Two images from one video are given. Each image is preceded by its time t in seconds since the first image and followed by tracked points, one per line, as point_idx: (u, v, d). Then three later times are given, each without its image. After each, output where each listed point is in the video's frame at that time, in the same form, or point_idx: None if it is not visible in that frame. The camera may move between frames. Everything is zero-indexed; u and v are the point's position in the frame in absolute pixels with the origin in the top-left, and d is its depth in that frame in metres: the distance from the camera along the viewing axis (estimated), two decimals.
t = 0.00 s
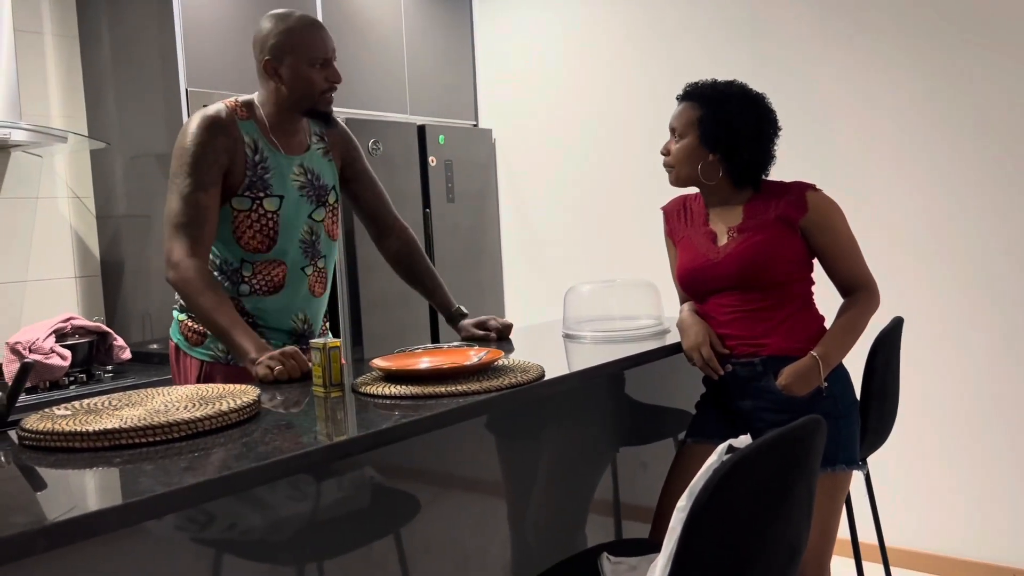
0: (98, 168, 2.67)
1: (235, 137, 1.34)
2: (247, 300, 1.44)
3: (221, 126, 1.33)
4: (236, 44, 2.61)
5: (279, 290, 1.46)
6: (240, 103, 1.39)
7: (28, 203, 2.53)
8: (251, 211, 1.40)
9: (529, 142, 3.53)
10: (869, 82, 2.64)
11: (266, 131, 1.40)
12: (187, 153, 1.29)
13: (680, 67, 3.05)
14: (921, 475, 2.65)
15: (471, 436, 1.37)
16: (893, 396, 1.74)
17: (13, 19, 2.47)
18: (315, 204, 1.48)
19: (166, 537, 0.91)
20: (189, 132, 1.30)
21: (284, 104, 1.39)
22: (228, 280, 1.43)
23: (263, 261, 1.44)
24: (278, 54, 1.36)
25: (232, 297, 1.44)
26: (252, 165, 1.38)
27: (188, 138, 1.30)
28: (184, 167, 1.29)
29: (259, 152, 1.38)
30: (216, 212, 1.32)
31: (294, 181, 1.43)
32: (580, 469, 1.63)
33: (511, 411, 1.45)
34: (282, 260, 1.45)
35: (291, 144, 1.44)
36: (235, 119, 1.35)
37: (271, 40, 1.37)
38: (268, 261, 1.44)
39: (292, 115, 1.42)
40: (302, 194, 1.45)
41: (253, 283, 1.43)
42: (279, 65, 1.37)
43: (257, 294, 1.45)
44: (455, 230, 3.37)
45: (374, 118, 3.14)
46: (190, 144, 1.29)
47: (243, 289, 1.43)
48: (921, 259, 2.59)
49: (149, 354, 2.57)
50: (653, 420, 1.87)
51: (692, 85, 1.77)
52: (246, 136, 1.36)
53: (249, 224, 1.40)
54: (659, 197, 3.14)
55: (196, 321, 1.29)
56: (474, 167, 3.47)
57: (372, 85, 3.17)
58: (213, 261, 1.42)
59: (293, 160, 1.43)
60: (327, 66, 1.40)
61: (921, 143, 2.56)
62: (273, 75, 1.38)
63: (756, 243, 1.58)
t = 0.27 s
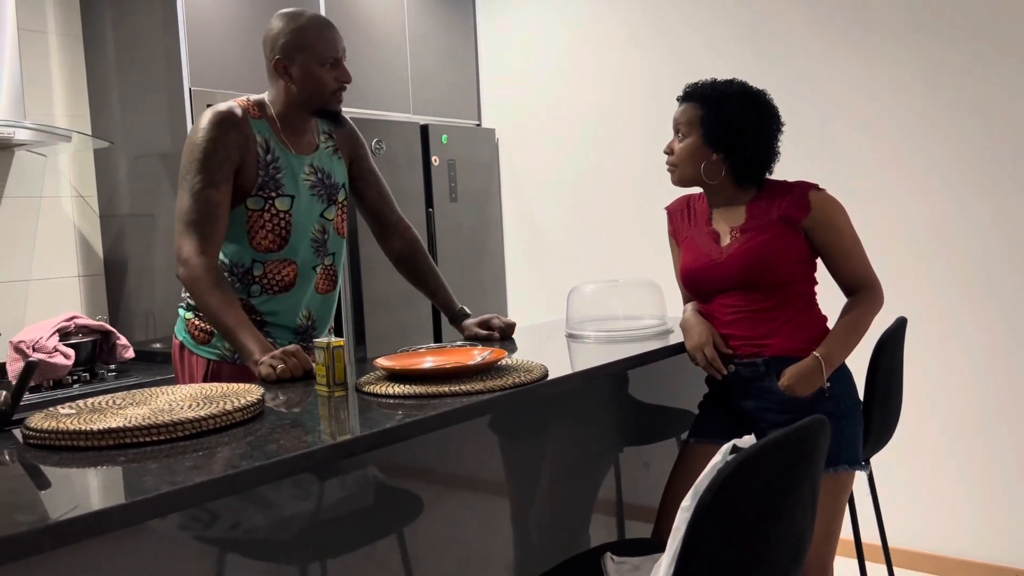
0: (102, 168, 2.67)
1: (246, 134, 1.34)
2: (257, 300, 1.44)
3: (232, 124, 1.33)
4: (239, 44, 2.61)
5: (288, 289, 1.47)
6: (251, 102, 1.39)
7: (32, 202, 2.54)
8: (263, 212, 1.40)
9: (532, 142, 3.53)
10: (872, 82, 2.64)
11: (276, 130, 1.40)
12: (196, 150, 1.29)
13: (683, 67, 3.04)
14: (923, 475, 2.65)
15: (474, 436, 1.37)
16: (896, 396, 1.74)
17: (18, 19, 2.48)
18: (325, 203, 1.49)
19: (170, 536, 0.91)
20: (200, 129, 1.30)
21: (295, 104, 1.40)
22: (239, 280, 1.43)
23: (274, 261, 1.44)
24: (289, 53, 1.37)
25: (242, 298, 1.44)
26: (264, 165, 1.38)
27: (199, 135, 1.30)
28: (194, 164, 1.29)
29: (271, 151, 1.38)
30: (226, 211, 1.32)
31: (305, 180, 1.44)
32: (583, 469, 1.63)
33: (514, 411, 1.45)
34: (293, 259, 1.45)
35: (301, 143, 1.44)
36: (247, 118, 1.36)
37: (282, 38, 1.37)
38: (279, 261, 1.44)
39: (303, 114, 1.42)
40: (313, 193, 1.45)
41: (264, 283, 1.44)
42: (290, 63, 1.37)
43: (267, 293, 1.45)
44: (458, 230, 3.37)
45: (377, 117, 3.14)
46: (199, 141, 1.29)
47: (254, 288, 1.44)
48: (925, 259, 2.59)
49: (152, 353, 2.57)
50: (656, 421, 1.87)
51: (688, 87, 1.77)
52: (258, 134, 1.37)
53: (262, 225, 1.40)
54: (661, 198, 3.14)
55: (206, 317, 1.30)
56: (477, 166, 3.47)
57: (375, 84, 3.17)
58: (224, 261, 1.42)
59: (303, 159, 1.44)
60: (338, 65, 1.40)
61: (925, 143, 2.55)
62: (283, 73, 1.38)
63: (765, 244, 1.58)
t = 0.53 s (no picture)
0: (104, 168, 2.67)
1: (248, 136, 1.35)
2: (260, 301, 1.45)
3: (235, 126, 1.33)
4: (243, 46, 2.62)
5: (292, 290, 1.47)
6: (255, 104, 1.40)
7: (35, 202, 2.54)
8: (266, 213, 1.40)
9: (534, 143, 3.54)
10: (874, 85, 2.64)
11: (278, 130, 1.41)
12: (197, 152, 1.29)
13: (686, 69, 3.05)
14: (925, 477, 2.65)
15: (476, 437, 1.37)
16: (897, 399, 1.74)
17: (22, 19, 2.48)
18: (329, 204, 1.49)
19: (173, 537, 0.91)
20: (202, 131, 1.31)
21: (298, 104, 1.40)
22: (242, 283, 1.43)
23: (278, 262, 1.44)
24: (293, 54, 1.37)
25: (245, 298, 1.44)
26: (267, 166, 1.38)
27: (201, 137, 1.30)
28: (197, 166, 1.29)
29: (274, 153, 1.39)
30: (228, 213, 1.32)
31: (309, 181, 1.44)
32: (585, 470, 1.63)
33: (516, 412, 1.46)
34: (296, 260, 1.46)
35: (304, 144, 1.45)
36: (249, 119, 1.36)
37: (286, 39, 1.38)
38: (283, 262, 1.44)
39: (306, 115, 1.43)
40: (317, 195, 1.45)
41: (267, 285, 1.44)
42: (293, 64, 1.38)
43: (270, 294, 1.45)
44: (460, 231, 3.38)
45: (380, 118, 3.15)
46: (201, 142, 1.30)
47: (258, 291, 1.44)
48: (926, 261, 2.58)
49: (155, 354, 2.57)
50: (658, 422, 1.87)
51: (692, 89, 1.78)
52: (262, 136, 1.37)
53: (265, 226, 1.40)
54: (663, 200, 3.14)
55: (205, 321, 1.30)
56: (479, 168, 3.47)
57: (378, 85, 3.17)
58: (227, 264, 1.42)
59: (307, 160, 1.44)
60: (341, 66, 1.41)
61: (926, 146, 2.56)
62: (287, 74, 1.39)
63: (767, 247, 1.58)
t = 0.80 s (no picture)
0: (106, 168, 2.68)
1: (248, 137, 1.35)
2: (260, 301, 1.45)
3: (235, 126, 1.33)
4: (246, 47, 2.62)
5: (292, 291, 1.47)
6: (255, 104, 1.40)
7: (37, 202, 2.54)
8: (266, 214, 1.40)
9: (536, 146, 3.54)
10: (875, 89, 2.65)
11: (279, 131, 1.41)
12: (198, 152, 1.30)
13: (687, 72, 3.05)
14: (925, 481, 2.65)
15: (477, 438, 1.38)
16: (898, 402, 1.74)
17: (25, 19, 2.49)
18: (330, 205, 1.49)
19: (174, 536, 0.91)
20: (203, 131, 1.31)
21: (298, 104, 1.40)
22: (242, 283, 1.44)
23: (279, 262, 1.44)
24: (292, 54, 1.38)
25: (245, 298, 1.45)
26: (268, 167, 1.39)
27: (202, 138, 1.31)
28: (198, 166, 1.29)
29: (274, 153, 1.39)
30: (229, 213, 1.32)
31: (309, 182, 1.44)
32: (586, 472, 1.64)
33: (517, 414, 1.46)
34: (296, 261, 1.46)
35: (306, 145, 1.45)
36: (250, 119, 1.37)
37: (286, 39, 1.38)
38: (283, 263, 1.44)
39: (307, 115, 1.43)
40: (318, 195, 1.46)
41: (268, 285, 1.44)
42: (294, 65, 1.38)
43: (270, 295, 1.45)
44: (462, 233, 3.38)
45: (382, 120, 3.15)
46: (202, 143, 1.30)
47: (258, 291, 1.44)
48: (928, 265, 2.59)
49: (156, 354, 2.58)
50: (658, 424, 1.87)
51: (698, 91, 1.78)
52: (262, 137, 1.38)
53: (265, 226, 1.41)
54: (664, 202, 3.15)
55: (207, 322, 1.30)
56: (481, 170, 3.48)
57: (380, 87, 3.17)
58: (227, 264, 1.42)
59: (308, 161, 1.44)
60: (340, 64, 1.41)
61: (928, 150, 2.56)
62: (288, 75, 1.39)
63: (767, 250, 1.58)
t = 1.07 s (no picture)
0: (106, 169, 2.68)
1: (246, 137, 1.35)
2: (258, 302, 1.45)
3: (233, 126, 1.33)
4: (247, 48, 2.63)
5: (290, 292, 1.47)
6: (254, 104, 1.40)
7: (36, 203, 2.54)
8: (264, 214, 1.40)
9: (536, 148, 3.54)
10: (875, 93, 2.65)
11: (278, 132, 1.41)
12: (196, 153, 1.30)
13: (687, 76, 3.06)
14: (924, 485, 2.65)
15: (475, 440, 1.37)
16: (897, 405, 1.74)
17: (26, 20, 2.49)
18: (328, 206, 1.49)
19: (171, 536, 0.91)
20: (201, 132, 1.31)
21: (297, 105, 1.40)
22: (240, 283, 1.44)
23: (276, 263, 1.44)
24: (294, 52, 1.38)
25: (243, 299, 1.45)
26: (265, 167, 1.39)
27: (199, 139, 1.31)
28: (196, 167, 1.29)
29: (273, 154, 1.39)
30: (227, 213, 1.32)
31: (307, 183, 1.44)
32: (584, 474, 1.63)
33: (515, 416, 1.46)
34: (294, 262, 1.46)
35: (304, 146, 1.45)
36: (248, 120, 1.37)
37: (283, 40, 1.38)
38: (281, 264, 1.44)
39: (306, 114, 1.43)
40: (315, 197, 1.45)
41: (265, 286, 1.44)
42: (292, 66, 1.38)
43: (268, 296, 1.45)
44: (461, 235, 3.38)
45: (382, 122, 3.15)
46: (200, 143, 1.30)
47: (256, 292, 1.44)
48: (926, 269, 2.59)
49: (155, 355, 2.57)
50: (657, 427, 1.87)
51: (702, 92, 1.78)
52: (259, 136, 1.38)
53: (263, 226, 1.40)
54: (664, 205, 3.15)
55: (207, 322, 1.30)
56: (481, 172, 3.48)
57: (380, 89, 3.18)
58: (225, 264, 1.43)
59: (306, 162, 1.44)
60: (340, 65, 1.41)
61: (927, 154, 2.56)
62: (286, 76, 1.39)
63: (766, 254, 1.58)
